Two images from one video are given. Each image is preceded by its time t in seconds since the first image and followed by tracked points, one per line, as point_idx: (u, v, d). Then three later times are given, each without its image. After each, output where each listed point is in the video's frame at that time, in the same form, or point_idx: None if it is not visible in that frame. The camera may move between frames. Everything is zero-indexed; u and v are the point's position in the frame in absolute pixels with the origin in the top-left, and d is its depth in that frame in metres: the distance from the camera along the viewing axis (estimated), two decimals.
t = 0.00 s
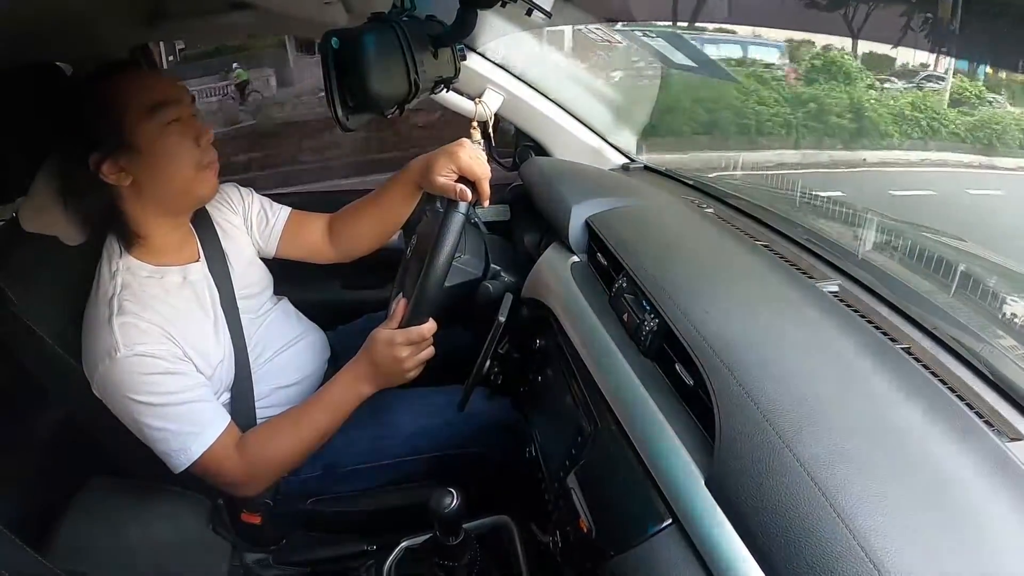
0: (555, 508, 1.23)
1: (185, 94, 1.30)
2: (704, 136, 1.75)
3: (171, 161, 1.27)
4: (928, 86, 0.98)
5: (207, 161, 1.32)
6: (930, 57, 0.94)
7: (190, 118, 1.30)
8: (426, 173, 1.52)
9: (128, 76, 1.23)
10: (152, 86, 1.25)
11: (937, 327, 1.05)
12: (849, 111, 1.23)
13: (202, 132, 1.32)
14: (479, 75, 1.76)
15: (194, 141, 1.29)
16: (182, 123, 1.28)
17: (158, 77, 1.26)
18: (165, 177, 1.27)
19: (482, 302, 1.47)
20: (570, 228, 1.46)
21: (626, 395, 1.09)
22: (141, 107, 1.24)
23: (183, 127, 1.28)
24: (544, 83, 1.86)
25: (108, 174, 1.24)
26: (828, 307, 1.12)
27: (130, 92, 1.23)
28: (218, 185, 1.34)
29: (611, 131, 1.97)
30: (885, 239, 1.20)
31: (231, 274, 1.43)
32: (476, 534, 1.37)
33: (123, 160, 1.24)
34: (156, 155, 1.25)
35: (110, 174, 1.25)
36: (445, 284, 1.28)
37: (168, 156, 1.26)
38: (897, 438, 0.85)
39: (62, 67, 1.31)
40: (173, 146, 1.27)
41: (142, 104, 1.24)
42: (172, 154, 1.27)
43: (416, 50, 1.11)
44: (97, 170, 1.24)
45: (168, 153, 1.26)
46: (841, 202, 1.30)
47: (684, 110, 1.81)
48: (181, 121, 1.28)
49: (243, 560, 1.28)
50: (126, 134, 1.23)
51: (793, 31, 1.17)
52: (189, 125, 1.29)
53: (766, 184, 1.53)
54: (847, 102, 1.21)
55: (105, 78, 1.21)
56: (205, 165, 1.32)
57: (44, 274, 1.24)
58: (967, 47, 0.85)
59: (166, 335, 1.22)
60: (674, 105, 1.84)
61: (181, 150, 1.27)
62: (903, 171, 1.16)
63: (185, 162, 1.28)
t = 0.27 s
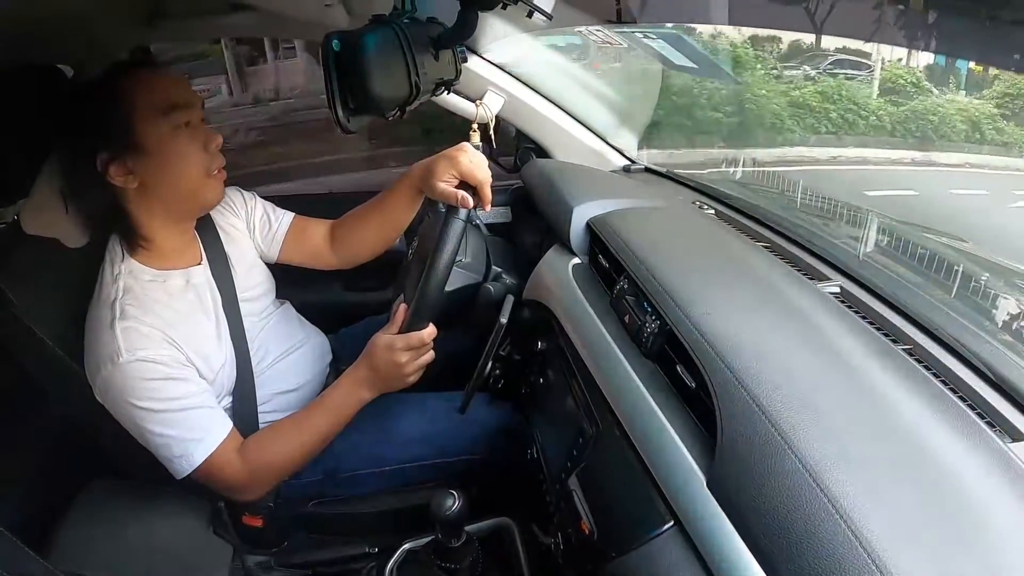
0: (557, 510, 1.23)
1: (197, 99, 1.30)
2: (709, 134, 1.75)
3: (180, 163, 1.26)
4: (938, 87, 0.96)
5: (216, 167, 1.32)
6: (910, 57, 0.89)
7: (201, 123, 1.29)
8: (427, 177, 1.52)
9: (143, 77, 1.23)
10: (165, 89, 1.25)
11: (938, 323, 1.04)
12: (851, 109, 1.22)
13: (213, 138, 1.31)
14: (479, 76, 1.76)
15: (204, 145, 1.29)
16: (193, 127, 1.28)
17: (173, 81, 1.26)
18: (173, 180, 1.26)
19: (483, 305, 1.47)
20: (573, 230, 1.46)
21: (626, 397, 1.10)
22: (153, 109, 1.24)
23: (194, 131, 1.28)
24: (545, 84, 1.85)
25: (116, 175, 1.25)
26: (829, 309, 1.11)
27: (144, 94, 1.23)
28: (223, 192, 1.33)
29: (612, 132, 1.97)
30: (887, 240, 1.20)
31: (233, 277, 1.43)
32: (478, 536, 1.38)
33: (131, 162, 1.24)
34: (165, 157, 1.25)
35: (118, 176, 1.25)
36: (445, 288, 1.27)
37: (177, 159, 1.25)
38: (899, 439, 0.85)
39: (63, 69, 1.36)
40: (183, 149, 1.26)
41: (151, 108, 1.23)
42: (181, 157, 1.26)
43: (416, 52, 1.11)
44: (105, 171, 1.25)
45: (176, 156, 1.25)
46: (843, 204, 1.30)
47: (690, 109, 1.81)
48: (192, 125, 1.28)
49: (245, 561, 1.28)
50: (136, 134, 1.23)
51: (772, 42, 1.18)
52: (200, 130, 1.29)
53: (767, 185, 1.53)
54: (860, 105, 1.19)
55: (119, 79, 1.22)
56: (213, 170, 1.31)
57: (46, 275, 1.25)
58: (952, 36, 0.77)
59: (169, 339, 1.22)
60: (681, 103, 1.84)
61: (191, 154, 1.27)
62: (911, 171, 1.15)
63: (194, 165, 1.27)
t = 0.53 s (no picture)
0: (557, 509, 1.23)
1: (200, 102, 1.30)
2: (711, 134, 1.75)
3: (182, 167, 1.26)
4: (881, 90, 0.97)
5: (218, 170, 1.32)
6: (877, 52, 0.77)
7: (203, 126, 1.29)
8: (428, 176, 1.52)
9: (146, 81, 1.23)
10: (168, 93, 1.25)
11: (939, 326, 1.04)
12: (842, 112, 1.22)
13: (215, 140, 1.31)
14: (482, 76, 1.76)
15: (207, 149, 1.29)
16: (196, 130, 1.28)
17: (177, 85, 1.26)
18: (176, 182, 1.26)
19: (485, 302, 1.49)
20: (574, 229, 1.46)
21: (626, 396, 1.09)
22: (155, 113, 1.24)
23: (196, 134, 1.28)
24: (546, 83, 1.85)
25: (119, 179, 1.25)
26: (831, 309, 1.11)
27: (147, 97, 1.23)
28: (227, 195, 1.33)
29: (615, 131, 1.97)
30: (889, 240, 1.19)
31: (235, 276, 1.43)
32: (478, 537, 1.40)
33: (132, 165, 1.25)
34: (167, 160, 1.25)
35: (120, 179, 1.25)
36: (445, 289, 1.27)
37: (179, 162, 1.26)
38: (900, 440, 0.85)
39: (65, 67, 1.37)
40: (185, 153, 1.26)
41: (154, 111, 1.24)
42: (183, 160, 1.26)
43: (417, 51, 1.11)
44: (108, 175, 1.25)
45: (179, 159, 1.26)
46: (845, 204, 1.30)
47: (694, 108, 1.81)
48: (194, 129, 1.28)
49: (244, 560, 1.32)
50: (138, 137, 1.24)
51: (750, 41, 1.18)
52: (202, 133, 1.29)
53: (768, 185, 1.53)
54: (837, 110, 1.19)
55: (121, 82, 1.22)
56: (215, 173, 1.31)
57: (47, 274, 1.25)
58: (931, 29, 0.63)
59: (171, 339, 1.22)
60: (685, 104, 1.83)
61: (193, 157, 1.27)
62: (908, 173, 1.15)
63: (196, 168, 1.27)
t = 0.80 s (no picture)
0: (560, 511, 1.23)
1: (202, 111, 1.30)
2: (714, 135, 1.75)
3: (185, 176, 1.26)
4: (859, 75, 1.19)
5: (221, 179, 1.31)
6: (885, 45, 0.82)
7: (206, 135, 1.29)
8: (431, 178, 1.53)
9: (148, 92, 1.23)
10: (171, 103, 1.25)
11: (939, 325, 1.04)
12: (851, 110, 1.26)
13: (217, 149, 1.31)
14: (483, 77, 1.76)
15: (209, 159, 1.29)
16: (198, 139, 1.27)
17: (179, 94, 1.26)
18: (178, 191, 1.26)
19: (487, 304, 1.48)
20: (575, 230, 1.46)
21: (628, 398, 1.09)
22: (157, 123, 1.24)
23: (199, 144, 1.27)
24: (548, 85, 1.85)
25: (119, 189, 1.25)
26: (834, 310, 1.11)
27: (149, 108, 1.23)
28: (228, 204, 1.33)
29: (615, 132, 1.94)
30: (889, 239, 1.19)
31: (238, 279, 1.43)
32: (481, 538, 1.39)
33: (133, 175, 1.24)
34: (168, 169, 1.25)
35: (121, 189, 1.25)
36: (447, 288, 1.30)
37: (182, 171, 1.25)
38: (902, 441, 0.85)
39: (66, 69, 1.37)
40: (187, 162, 1.26)
41: (155, 121, 1.24)
42: (186, 170, 1.26)
43: (419, 52, 1.11)
44: (109, 185, 1.25)
45: (182, 169, 1.25)
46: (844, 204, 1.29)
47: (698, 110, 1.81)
48: (197, 138, 1.28)
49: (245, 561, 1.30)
50: (140, 148, 1.23)
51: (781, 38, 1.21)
52: (204, 141, 1.28)
53: (768, 185, 1.53)
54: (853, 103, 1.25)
55: (123, 93, 1.22)
56: (218, 182, 1.31)
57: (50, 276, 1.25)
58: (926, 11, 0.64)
59: (176, 342, 1.22)
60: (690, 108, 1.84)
61: (195, 167, 1.27)
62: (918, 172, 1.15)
63: (199, 179, 1.27)
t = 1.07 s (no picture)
0: (562, 504, 1.23)
1: (184, 103, 1.27)
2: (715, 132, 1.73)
3: (170, 170, 1.24)
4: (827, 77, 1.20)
5: (207, 171, 1.29)
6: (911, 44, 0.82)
7: (189, 128, 1.26)
8: (431, 171, 1.52)
9: (127, 88, 1.21)
10: (151, 98, 1.22)
11: (941, 320, 1.05)
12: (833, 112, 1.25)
13: (203, 141, 1.28)
14: (485, 71, 1.76)
15: (193, 151, 1.26)
16: (181, 133, 1.25)
17: (156, 88, 1.23)
18: (165, 185, 1.24)
19: (489, 297, 1.49)
20: (578, 224, 1.45)
21: (629, 392, 1.09)
22: (138, 119, 1.22)
23: (181, 137, 1.25)
24: (550, 78, 1.85)
25: (108, 187, 1.24)
26: (835, 305, 1.11)
27: (128, 104, 1.21)
28: (218, 193, 1.31)
29: (618, 125, 1.96)
30: (889, 233, 1.19)
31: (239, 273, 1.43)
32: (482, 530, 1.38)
33: (121, 173, 1.23)
34: (153, 164, 1.23)
35: (109, 187, 1.24)
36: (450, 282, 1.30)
37: (167, 165, 1.23)
38: (904, 437, 0.85)
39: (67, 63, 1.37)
40: (171, 157, 1.24)
41: (137, 117, 1.21)
42: (171, 165, 1.24)
43: (420, 46, 1.11)
44: (97, 184, 1.24)
45: (167, 163, 1.23)
46: (844, 198, 1.29)
47: (697, 107, 1.79)
48: (181, 131, 1.25)
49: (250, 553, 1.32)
50: (122, 144, 1.21)
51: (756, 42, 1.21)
52: (188, 133, 1.26)
53: (772, 178, 1.52)
54: (813, 92, 1.28)
55: (101, 91, 1.20)
56: (205, 175, 1.29)
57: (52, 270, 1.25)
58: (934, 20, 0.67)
59: (175, 335, 1.22)
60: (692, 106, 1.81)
61: (179, 161, 1.24)
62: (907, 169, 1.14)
63: (183, 172, 1.25)
